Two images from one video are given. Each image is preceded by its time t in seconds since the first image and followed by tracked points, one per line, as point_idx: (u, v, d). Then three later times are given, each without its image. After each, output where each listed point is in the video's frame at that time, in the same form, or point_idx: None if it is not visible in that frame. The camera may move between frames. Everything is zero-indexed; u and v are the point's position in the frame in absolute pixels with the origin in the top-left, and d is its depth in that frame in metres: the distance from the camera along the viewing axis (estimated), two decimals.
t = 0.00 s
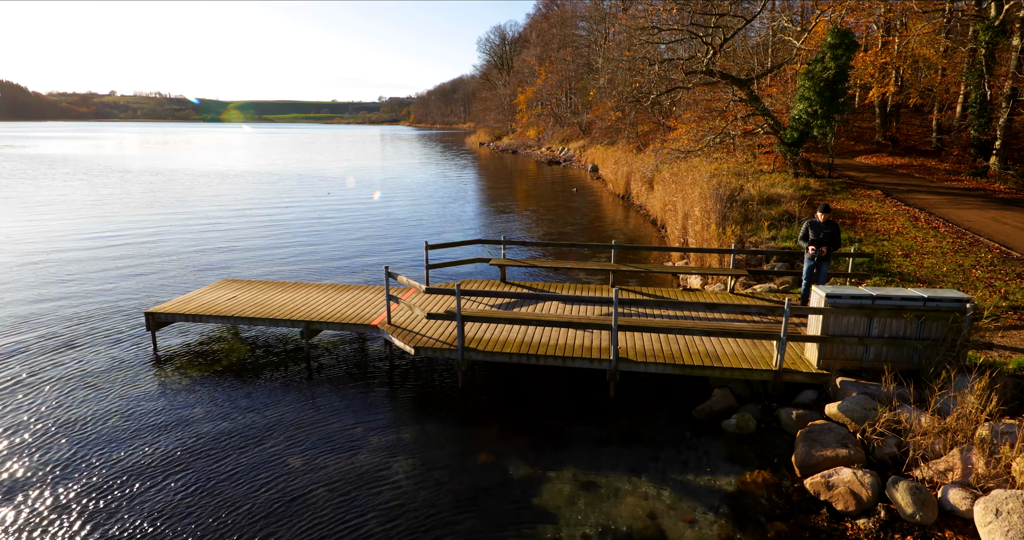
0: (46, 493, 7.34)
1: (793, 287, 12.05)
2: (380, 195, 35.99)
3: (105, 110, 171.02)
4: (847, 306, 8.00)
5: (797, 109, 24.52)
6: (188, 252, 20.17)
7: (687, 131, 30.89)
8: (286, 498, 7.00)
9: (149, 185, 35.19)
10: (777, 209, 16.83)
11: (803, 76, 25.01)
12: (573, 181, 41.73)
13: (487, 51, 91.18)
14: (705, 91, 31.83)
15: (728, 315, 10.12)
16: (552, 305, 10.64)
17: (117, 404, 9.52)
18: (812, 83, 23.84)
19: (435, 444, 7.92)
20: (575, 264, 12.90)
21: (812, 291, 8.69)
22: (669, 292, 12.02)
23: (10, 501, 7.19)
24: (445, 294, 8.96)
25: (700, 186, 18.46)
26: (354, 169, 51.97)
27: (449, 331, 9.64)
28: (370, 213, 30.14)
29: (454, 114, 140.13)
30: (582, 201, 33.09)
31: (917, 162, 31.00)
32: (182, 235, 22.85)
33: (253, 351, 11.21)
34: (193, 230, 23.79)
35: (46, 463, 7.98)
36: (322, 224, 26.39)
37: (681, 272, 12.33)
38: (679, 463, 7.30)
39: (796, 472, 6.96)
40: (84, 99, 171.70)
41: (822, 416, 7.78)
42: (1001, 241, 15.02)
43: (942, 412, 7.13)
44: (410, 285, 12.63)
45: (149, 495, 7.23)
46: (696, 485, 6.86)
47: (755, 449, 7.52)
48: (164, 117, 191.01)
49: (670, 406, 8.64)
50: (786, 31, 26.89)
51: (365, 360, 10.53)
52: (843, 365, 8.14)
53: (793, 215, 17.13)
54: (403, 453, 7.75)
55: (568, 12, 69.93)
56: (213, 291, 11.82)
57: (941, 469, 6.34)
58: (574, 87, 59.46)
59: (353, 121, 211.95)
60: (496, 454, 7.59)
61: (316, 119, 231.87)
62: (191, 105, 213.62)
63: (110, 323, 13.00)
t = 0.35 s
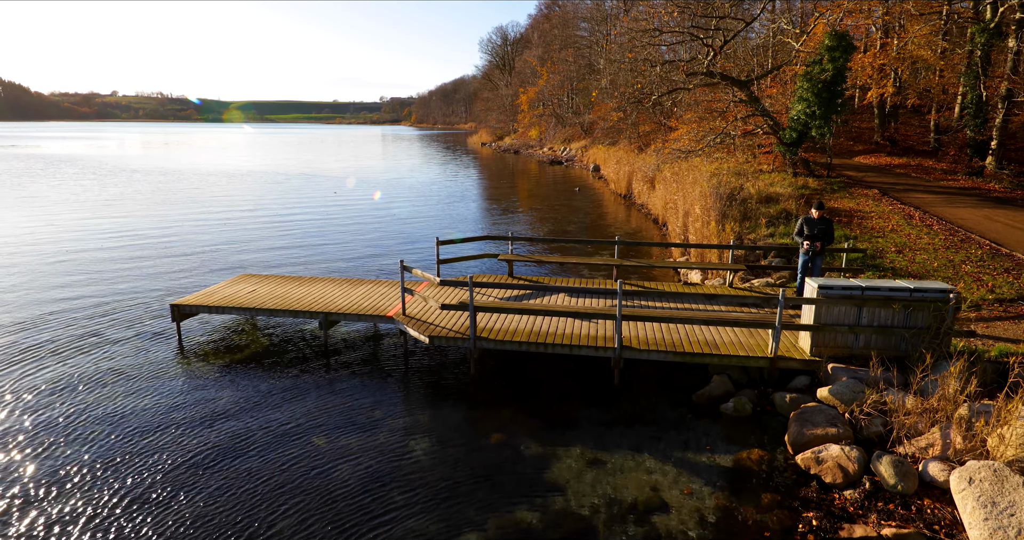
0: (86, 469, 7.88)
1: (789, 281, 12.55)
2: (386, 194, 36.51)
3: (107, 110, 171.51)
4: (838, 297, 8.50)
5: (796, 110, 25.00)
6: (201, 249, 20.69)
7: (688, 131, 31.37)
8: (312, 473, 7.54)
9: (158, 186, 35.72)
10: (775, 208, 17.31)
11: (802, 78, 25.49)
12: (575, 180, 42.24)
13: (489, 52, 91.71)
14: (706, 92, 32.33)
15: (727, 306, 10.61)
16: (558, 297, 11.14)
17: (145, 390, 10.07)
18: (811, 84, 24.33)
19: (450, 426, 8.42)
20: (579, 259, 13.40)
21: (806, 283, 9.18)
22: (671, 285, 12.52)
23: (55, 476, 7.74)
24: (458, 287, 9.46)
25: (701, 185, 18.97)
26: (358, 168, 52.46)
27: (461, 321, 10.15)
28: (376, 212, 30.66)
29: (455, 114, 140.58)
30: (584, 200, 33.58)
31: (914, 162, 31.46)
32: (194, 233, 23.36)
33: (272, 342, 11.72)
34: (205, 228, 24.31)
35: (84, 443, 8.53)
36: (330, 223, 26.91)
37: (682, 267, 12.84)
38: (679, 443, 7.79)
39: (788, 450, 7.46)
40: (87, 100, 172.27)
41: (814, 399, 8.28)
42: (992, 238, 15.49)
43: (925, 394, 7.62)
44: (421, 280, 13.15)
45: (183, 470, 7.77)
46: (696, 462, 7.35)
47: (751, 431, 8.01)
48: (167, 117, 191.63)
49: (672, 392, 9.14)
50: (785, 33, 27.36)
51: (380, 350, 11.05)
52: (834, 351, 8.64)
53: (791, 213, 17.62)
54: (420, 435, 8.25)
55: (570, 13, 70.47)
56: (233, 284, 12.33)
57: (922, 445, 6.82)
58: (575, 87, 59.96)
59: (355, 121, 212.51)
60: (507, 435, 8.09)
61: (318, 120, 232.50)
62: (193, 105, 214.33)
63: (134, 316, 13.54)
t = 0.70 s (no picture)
0: (124, 447, 8.46)
1: (786, 276, 13.07)
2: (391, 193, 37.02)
3: (109, 110, 171.99)
4: (830, 289, 9.01)
5: (795, 111, 25.48)
6: (214, 246, 21.22)
7: (689, 131, 31.84)
8: (337, 450, 8.09)
9: (167, 185, 36.24)
10: (774, 206, 17.80)
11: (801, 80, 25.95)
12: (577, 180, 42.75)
13: (491, 52, 92.24)
14: (706, 93, 32.81)
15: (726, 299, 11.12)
16: (565, 291, 11.64)
17: (173, 377, 10.62)
18: (809, 86, 24.82)
19: (464, 409, 8.95)
20: (584, 255, 13.91)
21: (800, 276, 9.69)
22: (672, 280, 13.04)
23: (95, 453, 8.33)
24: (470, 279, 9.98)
25: (701, 184, 19.47)
26: (362, 168, 52.99)
27: (473, 313, 10.68)
28: (382, 211, 31.18)
29: (457, 114, 141.07)
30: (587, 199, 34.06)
31: (912, 162, 31.91)
32: (206, 230, 23.89)
33: (291, 334, 12.25)
34: (216, 226, 24.84)
35: (119, 424, 9.09)
36: (337, 222, 27.45)
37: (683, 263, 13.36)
38: (680, 424, 8.31)
39: (782, 430, 7.99)
40: (90, 100, 172.91)
41: (807, 384, 8.81)
42: (983, 235, 16.00)
43: (909, 378, 8.16)
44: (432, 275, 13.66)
45: (215, 449, 8.34)
46: (696, 441, 7.87)
47: (748, 414, 8.53)
48: (169, 117, 192.27)
49: (673, 379, 9.66)
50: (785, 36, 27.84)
51: (395, 341, 11.58)
52: (826, 340, 9.15)
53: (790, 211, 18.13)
54: (436, 417, 8.78)
55: (572, 15, 71.01)
56: (253, 279, 12.87)
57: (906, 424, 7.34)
58: (577, 88, 60.42)
59: (357, 121, 213.11)
60: (519, 417, 8.62)
61: (320, 120, 233.16)
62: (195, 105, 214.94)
63: (156, 310, 14.06)
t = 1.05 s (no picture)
0: (157, 429, 9.01)
1: (783, 271, 13.61)
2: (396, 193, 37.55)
3: (111, 110, 172.57)
4: (823, 281, 9.53)
5: (794, 112, 26.01)
6: (227, 243, 21.77)
7: (690, 131, 32.33)
8: (359, 431, 8.64)
9: (176, 185, 36.81)
10: (772, 204, 18.31)
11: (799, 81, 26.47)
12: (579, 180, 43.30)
13: (493, 53, 92.91)
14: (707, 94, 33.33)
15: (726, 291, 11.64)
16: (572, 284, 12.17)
17: (198, 365, 11.19)
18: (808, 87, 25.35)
19: (478, 394, 9.50)
20: (589, 252, 14.46)
21: (796, 270, 10.20)
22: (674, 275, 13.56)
23: (129, 435, 8.88)
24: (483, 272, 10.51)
25: (702, 184, 20.00)
26: (366, 169, 53.56)
27: (485, 305, 11.22)
28: (388, 210, 31.73)
29: (459, 114, 141.58)
30: (589, 199, 34.59)
31: (909, 162, 32.42)
32: (218, 229, 24.44)
33: (309, 326, 12.81)
34: (227, 225, 25.39)
35: (152, 408, 9.65)
36: (345, 221, 28.02)
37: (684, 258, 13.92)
38: (681, 407, 8.86)
39: (778, 412, 8.52)
40: (92, 101, 173.52)
41: (801, 371, 9.34)
42: (975, 232, 16.52)
43: (897, 363, 8.70)
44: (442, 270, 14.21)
45: (243, 431, 8.88)
46: (696, 422, 8.42)
47: (745, 397, 9.08)
48: (171, 118, 192.94)
49: (675, 366, 10.20)
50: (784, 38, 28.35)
51: (409, 333, 12.11)
52: (820, 329, 9.67)
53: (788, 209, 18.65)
54: (452, 401, 9.34)
55: (574, 16, 71.55)
56: (272, 274, 13.42)
57: (892, 405, 7.88)
58: (578, 89, 60.95)
59: (358, 121, 213.72)
60: (530, 400, 9.18)
61: (321, 120, 233.84)
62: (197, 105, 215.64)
63: (177, 305, 14.62)
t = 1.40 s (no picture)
0: (187, 412, 9.59)
1: (781, 266, 14.15)
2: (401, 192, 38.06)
3: (114, 110, 173.05)
4: (818, 273, 10.06)
5: (793, 113, 26.49)
6: (239, 241, 22.31)
7: (692, 131, 32.81)
8: (379, 412, 9.20)
9: (184, 185, 37.32)
10: (772, 202, 18.82)
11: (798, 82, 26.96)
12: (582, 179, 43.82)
13: (495, 54, 93.43)
14: (708, 94, 33.82)
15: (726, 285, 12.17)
16: (579, 278, 12.72)
17: (221, 355, 11.75)
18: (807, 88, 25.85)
19: (491, 379, 10.04)
20: (595, 247, 14.99)
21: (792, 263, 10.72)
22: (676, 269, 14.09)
23: (162, 418, 9.46)
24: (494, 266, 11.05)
25: (703, 182, 20.52)
26: (370, 168, 54.07)
27: (496, 297, 11.75)
28: (395, 209, 32.28)
29: (460, 114, 142.03)
30: (592, 198, 35.09)
31: (907, 161, 32.94)
32: (229, 227, 24.95)
33: (325, 318, 13.35)
34: (238, 223, 25.92)
35: (180, 394, 10.21)
36: (353, 219, 28.56)
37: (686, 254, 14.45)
38: (683, 391, 9.39)
39: (774, 395, 9.06)
40: (94, 101, 173.94)
41: (797, 358, 9.87)
42: (968, 229, 17.05)
43: (886, 349, 9.24)
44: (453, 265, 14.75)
45: (268, 414, 9.44)
46: (697, 404, 8.96)
47: (743, 383, 9.62)
48: (174, 117, 193.46)
49: (677, 355, 10.73)
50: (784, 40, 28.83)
51: (422, 324, 12.66)
52: (815, 319, 10.20)
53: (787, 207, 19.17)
54: (466, 386, 9.88)
55: (576, 17, 72.08)
56: (290, 268, 13.97)
57: (881, 388, 8.42)
58: (580, 89, 61.47)
59: (360, 121, 214.30)
60: (540, 385, 9.72)
61: (323, 121, 234.46)
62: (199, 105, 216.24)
63: (196, 299, 15.15)
